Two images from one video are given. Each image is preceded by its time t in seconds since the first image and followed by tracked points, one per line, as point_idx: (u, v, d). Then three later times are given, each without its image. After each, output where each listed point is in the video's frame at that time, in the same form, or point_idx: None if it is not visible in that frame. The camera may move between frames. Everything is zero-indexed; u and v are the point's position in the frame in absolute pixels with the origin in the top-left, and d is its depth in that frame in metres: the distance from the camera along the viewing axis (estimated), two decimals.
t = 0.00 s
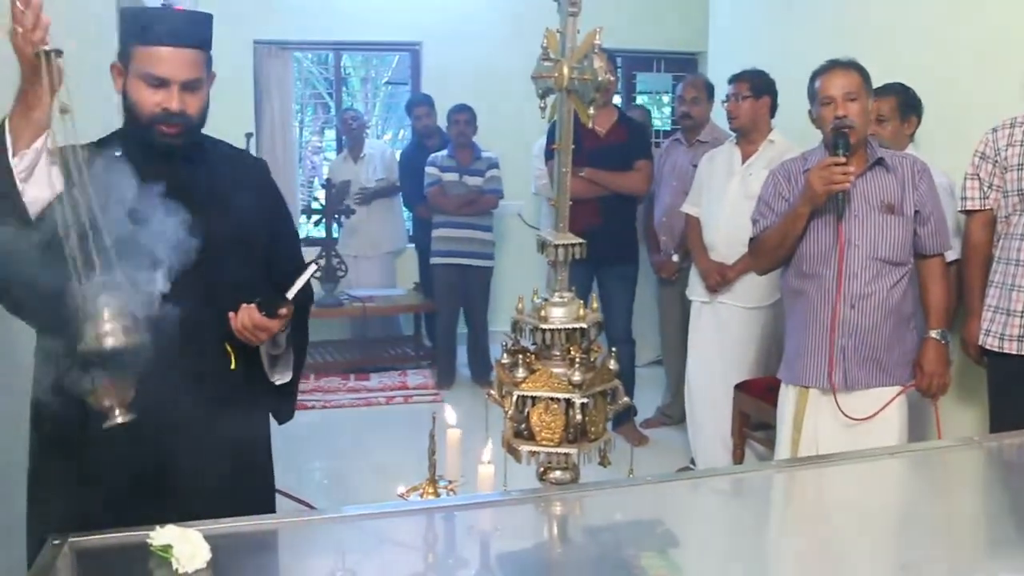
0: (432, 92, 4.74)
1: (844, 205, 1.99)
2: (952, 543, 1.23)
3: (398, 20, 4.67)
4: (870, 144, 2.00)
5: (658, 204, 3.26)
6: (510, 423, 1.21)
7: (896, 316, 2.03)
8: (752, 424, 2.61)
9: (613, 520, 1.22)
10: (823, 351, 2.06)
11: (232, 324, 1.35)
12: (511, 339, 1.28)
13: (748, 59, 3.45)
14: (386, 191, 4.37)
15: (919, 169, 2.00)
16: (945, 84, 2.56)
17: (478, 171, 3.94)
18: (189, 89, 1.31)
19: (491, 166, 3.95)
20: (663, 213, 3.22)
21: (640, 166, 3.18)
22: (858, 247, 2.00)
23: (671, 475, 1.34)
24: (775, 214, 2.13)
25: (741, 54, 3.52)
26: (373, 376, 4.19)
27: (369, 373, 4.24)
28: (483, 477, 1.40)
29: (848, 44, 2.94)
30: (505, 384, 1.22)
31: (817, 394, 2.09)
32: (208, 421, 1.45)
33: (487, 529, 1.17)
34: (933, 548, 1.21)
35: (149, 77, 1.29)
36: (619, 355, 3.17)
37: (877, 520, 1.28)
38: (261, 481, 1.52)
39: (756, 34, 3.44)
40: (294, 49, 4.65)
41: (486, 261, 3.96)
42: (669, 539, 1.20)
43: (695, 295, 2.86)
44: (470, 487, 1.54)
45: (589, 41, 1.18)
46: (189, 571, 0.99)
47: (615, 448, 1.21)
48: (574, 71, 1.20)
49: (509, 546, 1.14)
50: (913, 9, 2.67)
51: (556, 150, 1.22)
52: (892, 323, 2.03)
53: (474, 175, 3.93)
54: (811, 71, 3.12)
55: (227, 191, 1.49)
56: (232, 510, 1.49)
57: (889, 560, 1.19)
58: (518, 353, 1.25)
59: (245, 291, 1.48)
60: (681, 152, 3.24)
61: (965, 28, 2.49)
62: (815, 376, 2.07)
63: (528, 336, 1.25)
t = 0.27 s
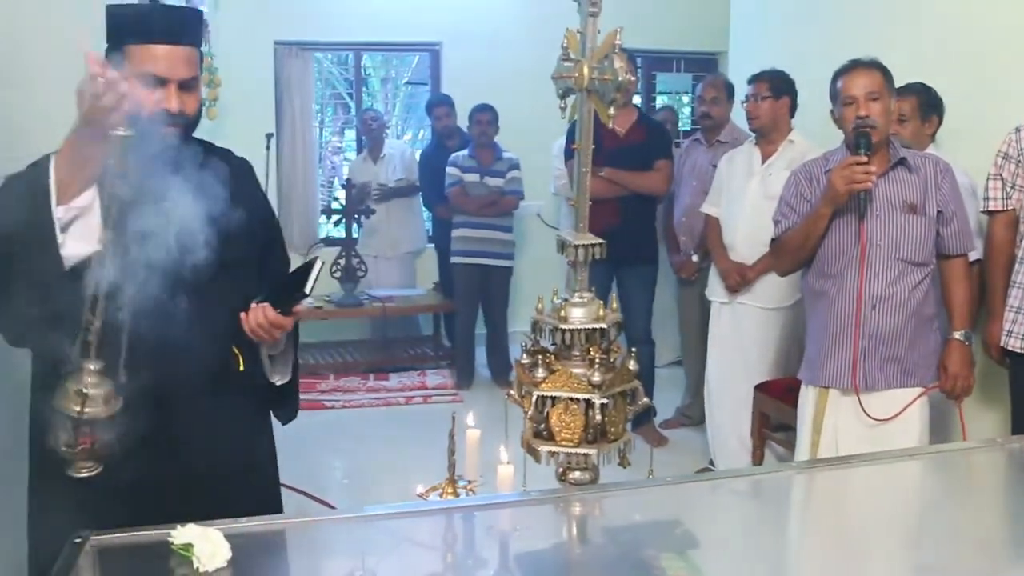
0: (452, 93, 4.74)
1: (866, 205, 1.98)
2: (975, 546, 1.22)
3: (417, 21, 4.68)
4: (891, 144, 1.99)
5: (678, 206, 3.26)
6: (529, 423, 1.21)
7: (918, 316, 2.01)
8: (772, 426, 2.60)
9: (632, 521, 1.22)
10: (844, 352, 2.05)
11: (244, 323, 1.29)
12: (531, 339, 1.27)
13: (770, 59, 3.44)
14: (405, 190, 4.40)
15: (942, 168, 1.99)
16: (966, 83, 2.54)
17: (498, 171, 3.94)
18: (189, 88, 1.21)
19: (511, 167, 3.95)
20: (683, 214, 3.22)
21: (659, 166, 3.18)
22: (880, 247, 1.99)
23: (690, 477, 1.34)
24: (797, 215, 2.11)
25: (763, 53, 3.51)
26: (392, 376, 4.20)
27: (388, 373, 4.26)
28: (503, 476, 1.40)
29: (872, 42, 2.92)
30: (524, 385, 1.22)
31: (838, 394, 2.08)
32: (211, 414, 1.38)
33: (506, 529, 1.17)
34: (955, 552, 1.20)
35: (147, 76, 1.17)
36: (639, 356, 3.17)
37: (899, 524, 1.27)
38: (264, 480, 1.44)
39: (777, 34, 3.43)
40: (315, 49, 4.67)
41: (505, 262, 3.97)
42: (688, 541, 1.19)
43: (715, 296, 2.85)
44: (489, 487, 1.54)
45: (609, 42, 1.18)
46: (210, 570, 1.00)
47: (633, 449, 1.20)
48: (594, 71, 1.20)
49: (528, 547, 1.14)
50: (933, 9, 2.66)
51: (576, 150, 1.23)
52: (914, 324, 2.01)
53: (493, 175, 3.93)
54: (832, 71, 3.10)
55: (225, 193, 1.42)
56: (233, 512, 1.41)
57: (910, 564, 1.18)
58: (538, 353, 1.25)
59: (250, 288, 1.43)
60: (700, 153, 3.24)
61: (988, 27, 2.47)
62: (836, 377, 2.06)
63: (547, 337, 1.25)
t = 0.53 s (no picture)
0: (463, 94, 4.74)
1: (879, 207, 1.97)
2: (989, 549, 1.21)
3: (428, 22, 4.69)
4: (904, 145, 1.98)
5: (689, 206, 3.25)
6: (540, 424, 1.20)
7: (932, 317, 2.01)
8: (783, 427, 2.59)
9: (644, 521, 1.21)
10: (857, 353, 2.04)
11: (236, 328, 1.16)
12: (543, 340, 1.27)
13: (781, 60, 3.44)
14: (416, 191, 4.41)
15: (957, 170, 1.97)
16: (979, 84, 2.53)
17: (510, 172, 3.93)
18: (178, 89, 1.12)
19: (523, 168, 3.96)
20: (693, 214, 3.21)
21: (671, 167, 3.17)
22: (893, 249, 1.98)
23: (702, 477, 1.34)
24: (811, 217, 2.11)
25: (774, 53, 3.50)
26: (403, 376, 4.21)
27: (399, 373, 4.27)
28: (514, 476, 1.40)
29: (885, 42, 2.91)
30: (535, 386, 1.22)
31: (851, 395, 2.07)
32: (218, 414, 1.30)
33: (517, 530, 1.17)
34: (968, 555, 1.20)
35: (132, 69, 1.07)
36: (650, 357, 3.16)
37: (912, 526, 1.26)
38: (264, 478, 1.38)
39: (788, 34, 3.43)
40: (325, 50, 4.68)
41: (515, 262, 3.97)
42: (700, 543, 1.19)
43: (727, 297, 2.84)
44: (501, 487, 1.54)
45: (621, 43, 1.18)
46: (222, 570, 1.01)
47: (645, 450, 1.20)
48: (606, 73, 1.20)
49: (539, 548, 1.14)
50: (946, 9, 2.65)
51: (588, 151, 1.22)
52: (927, 326, 2.00)
53: (505, 176, 3.93)
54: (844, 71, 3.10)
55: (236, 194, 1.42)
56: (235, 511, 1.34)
57: (923, 568, 1.17)
58: (550, 354, 1.24)
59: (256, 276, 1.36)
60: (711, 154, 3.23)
61: (1000, 26, 2.46)
62: (849, 379, 2.06)
63: (558, 338, 1.24)
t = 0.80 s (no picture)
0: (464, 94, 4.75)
1: (880, 208, 1.97)
2: (990, 549, 1.21)
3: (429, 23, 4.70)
4: (906, 146, 1.98)
5: (690, 207, 3.25)
6: (541, 424, 1.20)
7: (934, 319, 2.01)
8: (784, 428, 2.59)
9: (645, 522, 1.21)
10: (859, 354, 2.04)
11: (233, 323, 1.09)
12: (544, 341, 1.27)
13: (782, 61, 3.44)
14: (418, 192, 4.41)
15: (959, 171, 1.97)
16: (980, 85, 2.53)
17: (512, 173, 3.93)
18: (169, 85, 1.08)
19: (525, 168, 3.96)
20: (695, 215, 3.21)
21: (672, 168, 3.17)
22: (895, 250, 1.98)
23: (705, 478, 1.33)
24: (813, 219, 2.11)
25: (775, 54, 3.50)
26: (405, 377, 4.22)
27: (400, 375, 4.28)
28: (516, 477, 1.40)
29: (886, 43, 2.91)
30: (537, 386, 1.21)
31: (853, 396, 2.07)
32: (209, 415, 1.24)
33: (518, 530, 1.17)
34: (970, 556, 1.20)
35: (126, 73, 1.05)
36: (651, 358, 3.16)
37: (914, 526, 1.26)
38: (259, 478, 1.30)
39: (789, 35, 3.43)
40: (327, 51, 4.69)
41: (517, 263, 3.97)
42: (701, 543, 1.19)
43: (728, 298, 2.84)
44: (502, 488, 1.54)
45: (622, 44, 1.19)
46: (223, 570, 1.01)
47: (646, 450, 1.20)
48: (607, 73, 1.20)
49: (539, 548, 1.14)
50: (947, 9, 2.65)
51: (589, 152, 1.22)
52: (928, 327, 2.00)
53: (507, 176, 3.93)
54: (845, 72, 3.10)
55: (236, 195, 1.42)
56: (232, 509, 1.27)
57: (925, 568, 1.17)
58: (551, 355, 1.24)
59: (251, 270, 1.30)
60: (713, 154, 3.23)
61: (1001, 27, 2.46)
62: (851, 380, 2.05)
63: (560, 338, 1.24)
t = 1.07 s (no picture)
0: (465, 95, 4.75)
1: (881, 209, 1.97)
2: (989, 550, 1.21)
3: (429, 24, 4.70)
4: (906, 147, 1.98)
5: (690, 207, 3.25)
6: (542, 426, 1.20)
7: (934, 319, 2.00)
8: (785, 429, 2.59)
9: (646, 523, 1.21)
10: (860, 356, 2.04)
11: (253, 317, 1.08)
12: (545, 342, 1.27)
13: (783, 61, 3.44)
14: (419, 193, 4.41)
15: (959, 172, 1.96)
16: (980, 86, 2.53)
17: (513, 173, 3.93)
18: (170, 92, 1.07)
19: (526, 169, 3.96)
20: (695, 215, 3.21)
21: (672, 169, 3.18)
22: (896, 251, 1.98)
23: (706, 478, 1.33)
24: (814, 219, 2.11)
25: (776, 55, 3.51)
26: (405, 378, 4.25)
27: (401, 376, 4.29)
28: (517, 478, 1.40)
29: (887, 43, 2.91)
30: (537, 387, 1.21)
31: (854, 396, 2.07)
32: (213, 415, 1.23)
33: (519, 531, 1.17)
34: (970, 557, 1.20)
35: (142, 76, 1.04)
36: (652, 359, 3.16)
37: (915, 527, 1.26)
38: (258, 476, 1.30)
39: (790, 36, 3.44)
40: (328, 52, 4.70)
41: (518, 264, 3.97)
42: (702, 544, 1.19)
43: (729, 299, 2.84)
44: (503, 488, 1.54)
45: (622, 44, 1.18)
46: (224, 571, 1.02)
47: (646, 451, 1.20)
48: (607, 74, 1.20)
49: (540, 549, 1.14)
50: (948, 10, 2.64)
51: (589, 153, 1.21)
52: (929, 328, 2.00)
53: (508, 177, 3.93)
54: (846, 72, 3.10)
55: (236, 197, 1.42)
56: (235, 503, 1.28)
57: (926, 569, 1.17)
58: (552, 356, 1.24)
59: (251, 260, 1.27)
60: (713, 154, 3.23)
61: (1002, 28, 2.46)
62: (851, 381, 2.06)
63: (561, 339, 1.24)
